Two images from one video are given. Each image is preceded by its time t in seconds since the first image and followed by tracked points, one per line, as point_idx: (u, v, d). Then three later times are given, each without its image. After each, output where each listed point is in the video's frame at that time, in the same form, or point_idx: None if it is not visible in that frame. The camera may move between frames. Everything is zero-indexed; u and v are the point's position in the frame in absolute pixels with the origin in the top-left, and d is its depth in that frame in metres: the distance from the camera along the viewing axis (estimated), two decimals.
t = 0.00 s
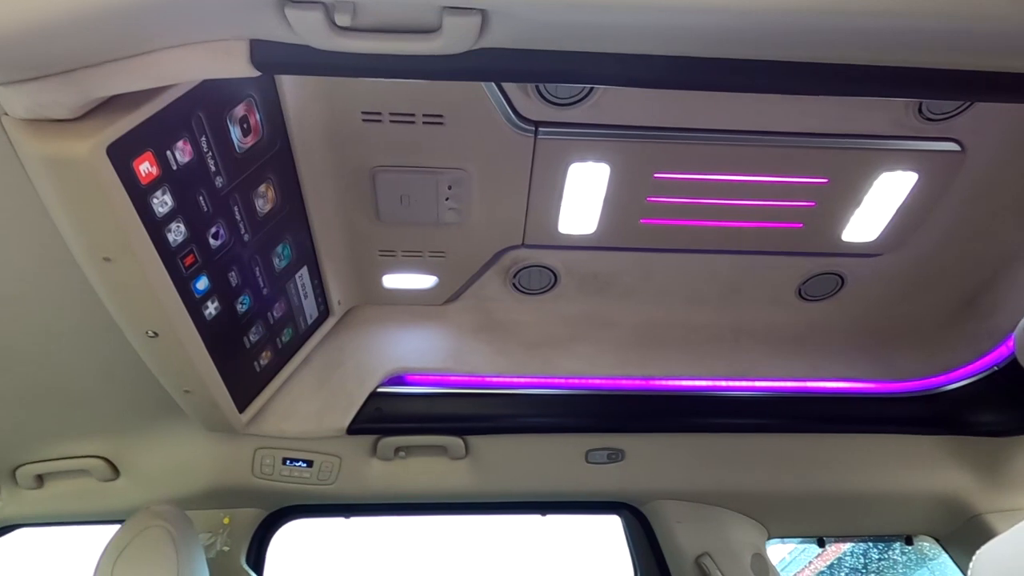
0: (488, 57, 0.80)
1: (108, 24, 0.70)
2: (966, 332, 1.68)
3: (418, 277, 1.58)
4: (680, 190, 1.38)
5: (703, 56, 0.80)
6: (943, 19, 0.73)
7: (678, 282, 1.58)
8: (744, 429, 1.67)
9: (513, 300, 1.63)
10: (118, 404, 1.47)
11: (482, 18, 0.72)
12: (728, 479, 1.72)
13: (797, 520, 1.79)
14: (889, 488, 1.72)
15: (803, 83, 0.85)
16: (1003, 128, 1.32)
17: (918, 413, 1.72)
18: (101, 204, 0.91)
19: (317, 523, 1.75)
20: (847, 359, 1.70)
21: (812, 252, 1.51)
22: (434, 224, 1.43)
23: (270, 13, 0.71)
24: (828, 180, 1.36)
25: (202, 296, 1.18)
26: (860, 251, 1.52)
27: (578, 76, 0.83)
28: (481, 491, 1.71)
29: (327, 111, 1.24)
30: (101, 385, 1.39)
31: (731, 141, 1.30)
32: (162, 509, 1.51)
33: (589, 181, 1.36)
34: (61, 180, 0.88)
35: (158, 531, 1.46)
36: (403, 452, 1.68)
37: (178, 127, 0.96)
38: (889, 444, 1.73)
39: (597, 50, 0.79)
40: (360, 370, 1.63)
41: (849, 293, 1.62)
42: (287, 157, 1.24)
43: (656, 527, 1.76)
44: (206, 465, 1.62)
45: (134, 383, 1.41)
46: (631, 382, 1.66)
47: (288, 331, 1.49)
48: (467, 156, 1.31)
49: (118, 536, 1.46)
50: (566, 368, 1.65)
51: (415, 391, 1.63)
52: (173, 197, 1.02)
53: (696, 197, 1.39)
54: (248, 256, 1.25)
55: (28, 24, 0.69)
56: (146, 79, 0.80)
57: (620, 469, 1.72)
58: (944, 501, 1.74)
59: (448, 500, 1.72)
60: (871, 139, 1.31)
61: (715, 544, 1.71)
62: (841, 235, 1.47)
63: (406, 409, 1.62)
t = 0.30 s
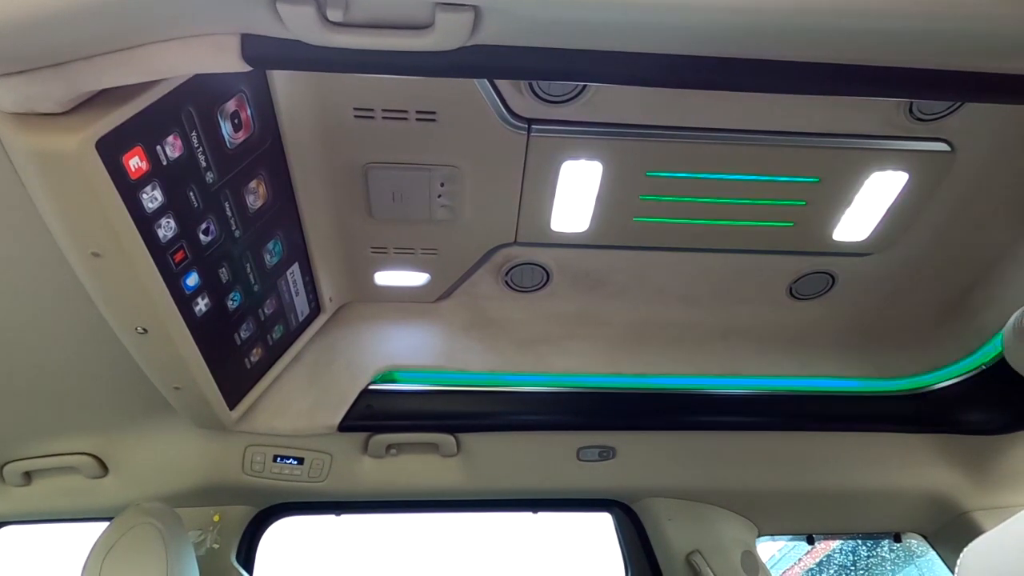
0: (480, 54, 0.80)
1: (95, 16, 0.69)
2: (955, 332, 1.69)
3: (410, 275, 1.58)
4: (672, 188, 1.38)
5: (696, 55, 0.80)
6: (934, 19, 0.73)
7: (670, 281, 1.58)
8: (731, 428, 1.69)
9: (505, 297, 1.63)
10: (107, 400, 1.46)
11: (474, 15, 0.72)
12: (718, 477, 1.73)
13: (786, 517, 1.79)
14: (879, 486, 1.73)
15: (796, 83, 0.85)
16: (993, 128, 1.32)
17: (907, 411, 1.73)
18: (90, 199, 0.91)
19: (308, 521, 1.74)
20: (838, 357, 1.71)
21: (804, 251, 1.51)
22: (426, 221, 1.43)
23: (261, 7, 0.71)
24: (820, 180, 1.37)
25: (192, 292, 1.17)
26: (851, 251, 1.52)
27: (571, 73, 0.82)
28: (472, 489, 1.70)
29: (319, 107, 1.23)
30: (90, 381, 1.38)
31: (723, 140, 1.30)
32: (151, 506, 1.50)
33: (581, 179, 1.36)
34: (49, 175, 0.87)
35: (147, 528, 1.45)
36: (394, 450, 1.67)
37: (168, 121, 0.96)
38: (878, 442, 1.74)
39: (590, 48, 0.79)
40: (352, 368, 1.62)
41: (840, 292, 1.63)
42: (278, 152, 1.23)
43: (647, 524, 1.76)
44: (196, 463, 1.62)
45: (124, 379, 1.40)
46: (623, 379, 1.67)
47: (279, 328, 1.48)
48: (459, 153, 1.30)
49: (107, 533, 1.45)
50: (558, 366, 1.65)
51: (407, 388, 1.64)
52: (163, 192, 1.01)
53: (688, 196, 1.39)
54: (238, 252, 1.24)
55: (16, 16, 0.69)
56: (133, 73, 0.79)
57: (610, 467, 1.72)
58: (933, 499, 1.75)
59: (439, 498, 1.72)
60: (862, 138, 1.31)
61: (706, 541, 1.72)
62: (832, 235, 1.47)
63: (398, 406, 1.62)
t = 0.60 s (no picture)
0: (478, 51, 0.80)
1: (92, 14, 0.69)
2: (953, 329, 1.69)
3: (409, 273, 1.58)
4: (670, 186, 1.38)
5: (694, 52, 0.80)
6: (931, 17, 0.73)
7: (668, 278, 1.59)
8: (730, 425, 1.69)
9: (503, 295, 1.63)
10: (105, 399, 1.46)
11: (472, 12, 0.71)
12: (716, 474, 1.73)
13: (784, 514, 1.80)
14: (877, 483, 1.73)
15: (793, 80, 0.85)
16: (991, 126, 1.32)
17: (905, 408, 1.73)
18: (88, 198, 0.91)
19: (307, 519, 1.74)
20: (836, 355, 1.71)
21: (802, 248, 1.51)
22: (424, 219, 1.43)
23: (259, 5, 0.71)
24: (817, 177, 1.37)
25: (190, 290, 1.17)
26: (848, 248, 1.52)
27: (569, 70, 0.82)
28: (470, 487, 1.71)
29: (317, 104, 1.23)
30: (88, 380, 1.38)
31: (720, 137, 1.31)
32: (150, 505, 1.50)
33: (579, 176, 1.36)
34: (46, 173, 0.87)
35: (145, 526, 1.45)
36: (392, 448, 1.68)
37: (165, 120, 0.96)
38: (875, 438, 1.74)
39: (588, 45, 0.79)
40: (350, 366, 1.62)
41: (838, 289, 1.63)
42: (275, 150, 1.23)
43: (646, 522, 1.77)
44: (194, 461, 1.62)
45: (122, 378, 1.40)
46: (621, 377, 1.67)
47: (277, 326, 1.48)
48: (457, 151, 1.30)
49: (106, 532, 1.45)
50: (557, 364, 1.65)
51: (405, 387, 1.64)
52: (160, 191, 1.01)
53: (686, 193, 1.39)
54: (236, 251, 1.24)
55: (15, 13, 0.69)
56: (130, 71, 0.79)
57: (609, 464, 1.72)
58: (930, 495, 1.75)
59: (438, 496, 1.72)
60: (859, 136, 1.31)
61: (704, 538, 1.72)
62: (830, 232, 1.48)
63: (396, 404, 1.62)
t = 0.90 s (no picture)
0: (475, 52, 0.80)
1: (89, 14, 0.69)
2: (951, 329, 1.69)
3: (407, 274, 1.58)
4: (668, 187, 1.38)
5: (691, 53, 0.80)
6: (930, 17, 0.73)
7: (666, 279, 1.59)
8: (728, 425, 1.69)
9: (501, 296, 1.63)
10: (103, 400, 1.46)
11: (470, 13, 0.71)
12: (715, 474, 1.73)
13: (783, 514, 1.80)
14: (875, 483, 1.73)
15: (790, 80, 0.86)
16: (988, 125, 1.33)
17: (903, 408, 1.73)
18: (85, 200, 0.91)
19: (306, 520, 1.74)
20: (834, 355, 1.71)
21: (800, 248, 1.51)
22: (422, 219, 1.43)
23: (256, 7, 0.71)
24: (815, 178, 1.37)
25: (188, 292, 1.17)
26: (846, 248, 1.53)
27: (567, 71, 0.82)
28: (469, 487, 1.71)
29: (314, 106, 1.23)
30: (86, 381, 1.38)
31: (718, 138, 1.31)
32: (148, 506, 1.50)
33: (577, 177, 1.36)
34: (44, 175, 0.87)
35: (144, 528, 1.45)
36: (391, 449, 1.68)
37: (163, 121, 0.96)
38: (874, 438, 1.74)
39: (586, 46, 0.79)
40: (349, 367, 1.62)
41: (836, 289, 1.63)
42: (273, 152, 1.23)
43: (645, 522, 1.77)
44: (193, 463, 1.62)
45: (120, 379, 1.40)
46: (619, 377, 1.67)
47: (275, 328, 1.48)
48: (455, 151, 1.30)
49: (104, 534, 1.45)
50: (555, 364, 1.65)
51: (404, 387, 1.64)
52: (158, 192, 1.01)
53: (684, 194, 1.40)
54: (234, 252, 1.24)
55: (11, 15, 0.69)
56: (127, 72, 0.79)
57: (607, 465, 1.72)
58: (929, 495, 1.75)
59: (437, 497, 1.72)
60: (856, 136, 1.31)
61: (703, 538, 1.72)
62: (828, 232, 1.48)
63: (395, 405, 1.62)
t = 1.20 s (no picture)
0: (475, 54, 0.80)
1: (89, 16, 0.69)
2: (952, 328, 1.70)
3: (408, 274, 1.58)
4: (669, 187, 1.38)
5: (691, 53, 0.80)
6: (930, 16, 0.73)
7: (667, 279, 1.59)
8: (729, 424, 1.69)
9: (502, 296, 1.63)
10: (105, 401, 1.46)
11: (470, 15, 0.71)
12: (716, 474, 1.73)
13: (785, 513, 1.80)
14: (876, 482, 1.73)
15: (790, 80, 0.86)
16: (989, 125, 1.33)
17: (904, 407, 1.73)
18: (86, 202, 0.91)
19: (307, 521, 1.74)
20: (834, 354, 1.71)
21: (800, 248, 1.52)
22: (423, 220, 1.43)
23: (257, 9, 0.71)
24: (815, 177, 1.37)
25: (190, 293, 1.17)
26: (847, 247, 1.53)
27: (567, 72, 0.82)
28: (471, 488, 1.71)
29: (315, 106, 1.23)
30: (88, 382, 1.38)
31: (719, 137, 1.31)
32: (151, 507, 1.50)
33: (577, 178, 1.36)
34: (45, 176, 0.87)
35: (147, 529, 1.45)
36: (393, 449, 1.68)
37: (164, 122, 0.96)
38: (874, 437, 1.74)
39: (585, 47, 0.79)
40: (350, 367, 1.62)
41: (836, 289, 1.63)
42: (274, 153, 1.23)
43: (646, 522, 1.77)
44: (195, 464, 1.62)
45: (121, 381, 1.40)
46: (620, 378, 1.67)
47: (276, 328, 1.48)
48: (456, 152, 1.30)
49: (107, 535, 1.45)
50: (556, 364, 1.65)
51: (405, 388, 1.64)
52: (159, 194, 1.01)
53: (685, 194, 1.40)
54: (236, 253, 1.25)
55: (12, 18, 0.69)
56: (130, 74, 0.79)
57: (609, 465, 1.72)
58: (931, 494, 1.75)
59: (439, 497, 1.72)
60: (857, 136, 1.31)
61: (704, 538, 1.72)
62: (828, 232, 1.48)
63: (396, 406, 1.62)
